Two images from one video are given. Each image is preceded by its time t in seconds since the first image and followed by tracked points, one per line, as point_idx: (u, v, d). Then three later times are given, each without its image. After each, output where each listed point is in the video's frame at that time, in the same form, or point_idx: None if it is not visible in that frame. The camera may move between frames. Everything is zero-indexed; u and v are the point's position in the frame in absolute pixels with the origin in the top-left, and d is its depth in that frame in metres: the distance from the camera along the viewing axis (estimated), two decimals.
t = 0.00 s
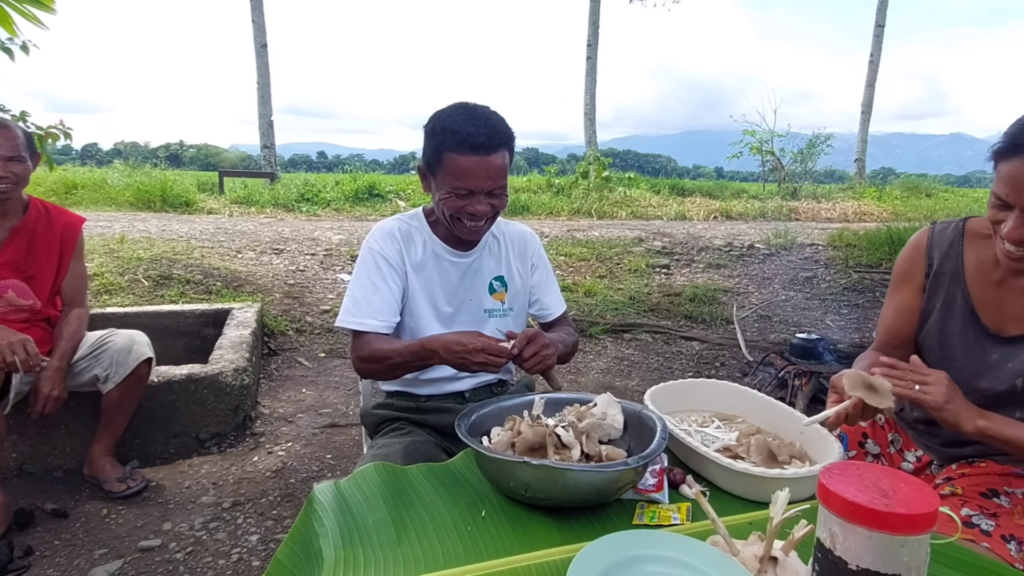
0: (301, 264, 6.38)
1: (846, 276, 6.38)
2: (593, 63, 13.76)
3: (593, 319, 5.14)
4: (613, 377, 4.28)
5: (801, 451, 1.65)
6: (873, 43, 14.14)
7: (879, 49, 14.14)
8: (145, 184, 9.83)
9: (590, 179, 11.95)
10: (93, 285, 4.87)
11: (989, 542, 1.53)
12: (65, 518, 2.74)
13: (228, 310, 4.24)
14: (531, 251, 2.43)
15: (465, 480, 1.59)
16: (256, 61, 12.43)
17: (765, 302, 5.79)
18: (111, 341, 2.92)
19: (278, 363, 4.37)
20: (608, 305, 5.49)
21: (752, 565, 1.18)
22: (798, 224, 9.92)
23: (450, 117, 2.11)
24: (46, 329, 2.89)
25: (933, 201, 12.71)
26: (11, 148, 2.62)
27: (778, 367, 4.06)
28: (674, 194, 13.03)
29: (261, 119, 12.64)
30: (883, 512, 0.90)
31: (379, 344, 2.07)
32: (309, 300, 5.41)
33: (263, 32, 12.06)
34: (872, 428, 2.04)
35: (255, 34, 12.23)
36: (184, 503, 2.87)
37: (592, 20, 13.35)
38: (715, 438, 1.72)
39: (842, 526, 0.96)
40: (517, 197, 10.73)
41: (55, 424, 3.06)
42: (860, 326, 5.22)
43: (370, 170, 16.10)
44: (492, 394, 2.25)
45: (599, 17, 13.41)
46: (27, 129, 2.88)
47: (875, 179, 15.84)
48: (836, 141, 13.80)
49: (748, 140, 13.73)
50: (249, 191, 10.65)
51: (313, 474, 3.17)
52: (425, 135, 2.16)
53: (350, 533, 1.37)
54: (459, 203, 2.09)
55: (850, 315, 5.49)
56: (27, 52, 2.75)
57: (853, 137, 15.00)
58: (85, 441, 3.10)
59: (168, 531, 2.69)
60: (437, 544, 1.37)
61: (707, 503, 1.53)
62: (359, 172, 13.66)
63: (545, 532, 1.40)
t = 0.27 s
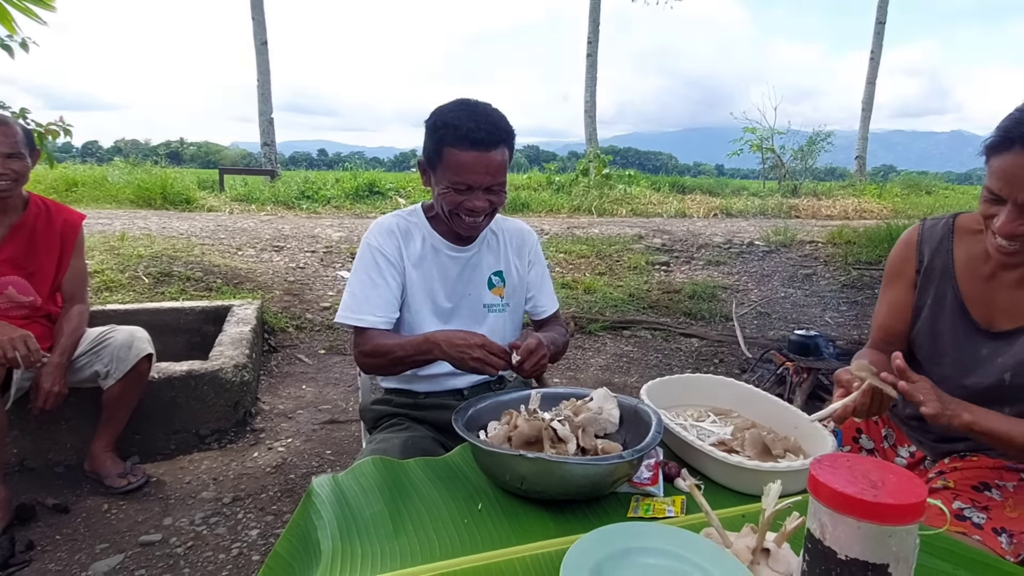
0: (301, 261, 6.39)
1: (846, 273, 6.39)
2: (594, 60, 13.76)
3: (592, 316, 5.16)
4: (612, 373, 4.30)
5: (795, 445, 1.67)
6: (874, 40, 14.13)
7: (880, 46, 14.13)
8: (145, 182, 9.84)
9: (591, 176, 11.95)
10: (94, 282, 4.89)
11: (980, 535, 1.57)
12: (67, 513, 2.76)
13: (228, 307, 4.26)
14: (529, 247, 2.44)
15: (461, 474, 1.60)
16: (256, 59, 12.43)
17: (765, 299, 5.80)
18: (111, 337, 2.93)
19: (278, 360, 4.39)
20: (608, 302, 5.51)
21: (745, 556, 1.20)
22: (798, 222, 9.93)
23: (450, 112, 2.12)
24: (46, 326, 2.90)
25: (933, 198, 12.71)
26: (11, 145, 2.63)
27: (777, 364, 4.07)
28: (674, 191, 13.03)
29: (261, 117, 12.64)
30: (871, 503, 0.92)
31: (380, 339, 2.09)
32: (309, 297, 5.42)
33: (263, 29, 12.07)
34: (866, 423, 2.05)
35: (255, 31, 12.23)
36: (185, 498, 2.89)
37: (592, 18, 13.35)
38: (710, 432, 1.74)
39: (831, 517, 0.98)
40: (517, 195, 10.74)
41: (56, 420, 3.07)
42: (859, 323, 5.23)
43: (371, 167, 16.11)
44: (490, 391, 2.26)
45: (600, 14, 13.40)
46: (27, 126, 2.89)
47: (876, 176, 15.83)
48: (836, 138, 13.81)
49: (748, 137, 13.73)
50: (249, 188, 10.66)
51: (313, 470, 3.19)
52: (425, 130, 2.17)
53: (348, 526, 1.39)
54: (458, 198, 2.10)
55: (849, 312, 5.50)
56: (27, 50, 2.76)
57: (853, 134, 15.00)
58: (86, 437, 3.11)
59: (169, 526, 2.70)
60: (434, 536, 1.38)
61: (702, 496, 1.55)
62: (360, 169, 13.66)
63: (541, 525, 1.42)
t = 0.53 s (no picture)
0: (304, 261, 6.42)
1: (848, 273, 6.39)
2: (596, 60, 13.77)
3: (594, 315, 5.18)
4: (614, 373, 4.32)
5: (795, 442, 1.69)
6: (877, 40, 14.13)
7: (882, 45, 14.12)
8: (149, 182, 9.88)
9: (593, 176, 11.97)
10: (100, 282, 4.92)
11: (979, 531, 1.59)
12: (74, 510, 2.79)
13: (232, 306, 4.28)
14: (532, 247, 2.46)
15: (465, 471, 1.62)
16: (259, 59, 12.47)
17: (767, 299, 5.82)
18: (117, 337, 2.96)
19: (282, 359, 4.41)
20: (610, 301, 5.52)
21: (744, 551, 1.22)
22: (800, 221, 9.93)
23: (453, 114, 2.14)
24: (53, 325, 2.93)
25: (936, 197, 12.70)
26: (19, 146, 2.66)
27: (779, 363, 4.09)
28: (677, 191, 13.04)
29: (265, 117, 12.68)
30: (868, 497, 0.93)
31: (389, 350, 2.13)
32: (313, 296, 5.45)
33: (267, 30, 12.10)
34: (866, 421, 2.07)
35: (258, 32, 12.27)
36: (190, 496, 2.92)
37: (595, 17, 13.36)
38: (711, 429, 1.75)
39: (829, 511, 1.00)
40: (520, 194, 10.76)
41: (63, 419, 3.10)
42: (861, 322, 5.24)
43: (373, 167, 16.14)
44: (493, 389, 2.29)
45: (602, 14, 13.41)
46: (34, 128, 2.92)
47: (879, 176, 15.82)
48: (839, 137, 13.80)
49: (750, 137, 13.73)
50: (252, 188, 10.70)
51: (317, 467, 3.21)
52: (429, 132, 2.20)
53: (353, 521, 1.41)
54: (462, 199, 2.12)
55: (851, 312, 5.51)
56: (34, 52, 2.79)
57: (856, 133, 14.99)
58: (92, 435, 3.14)
59: (175, 523, 2.73)
60: (438, 531, 1.41)
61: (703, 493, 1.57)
62: (362, 169, 13.70)
63: (543, 521, 1.44)
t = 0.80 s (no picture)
0: (309, 260, 6.44)
1: (853, 273, 6.38)
2: (601, 59, 13.76)
3: (598, 314, 5.18)
4: (618, 371, 4.32)
5: (799, 439, 1.69)
6: (883, 39, 14.09)
7: (888, 45, 14.08)
8: (154, 181, 9.92)
9: (597, 175, 11.96)
10: (105, 280, 4.95)
11: (983, 530, 1.61)
12: (80, 506, 2.81)
13: (237, 304, 4.30)
14: (533, 243, 2.47)
15: (468, 467, 1.63)
16: (264, 58, 12.50)
17: (771, 298, 5.81)
18: (123, 334, 2.98)
19: (286, 357, 4.43)
20: (614, 300, 5.53)
21: (747, 546, 1.22)
22: (805, 221, 9.91)
23: (454, 112, 2.15)
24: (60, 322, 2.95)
25: (942, 197, 12.65)
26: (25, 145, 2.68)
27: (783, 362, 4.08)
28: (681, 191, 13.02)
29: (270, 116, 12.72)
30: (870, 492, 0.94)
31: (394, 343, 2.14)
32: (317, 295, 5.46)
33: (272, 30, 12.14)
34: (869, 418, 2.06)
35: (263, 31, 12.30)
36: (195, 492, 2.93)
37: (599, 17, 13.35)
38: (714, 426, 1.76)
39: (831, 506, 1.00)
40: (524, 194, 10.77)
41: (69, 415, 3.12)
42: (866, 322, 5.23)
43: (378, 167, 16.17)
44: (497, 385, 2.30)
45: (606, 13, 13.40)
46: (41, 126, 2.94)
47: (885, 175, 15.77)
48: (844, 137, 13.76)
49: (755, 136, 13.71)
50: (257, 187, 10.73)
51: (321, 464, 3.22)
52: (430, 130, 2.20)
53: (357, 516, 1.42)
54: (464, 196, 2.12)
55: (856, 311, 5.50)
56: (41, 51, 2.80)
57: (862, 133, 14.95)
58: (98, 432, 3.16)
59: (180, 518, 2.75)
60: (441, 526, 1.41)
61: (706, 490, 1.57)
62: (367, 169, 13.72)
63: (546, 516, 1.44)
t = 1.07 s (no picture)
0: (313, 260, 6.46)
1: (857, 273, 6.37)
2: (605, 59, 13.76)
3: (602, 315, 5.18)
4: (621, 372, 4.32)
5: (801, 441, 1.70)
6: (888, 38, 14.05)
7: (893, 44, 14.05)
8: (159, 181, 9.95)
9: (601, 175, 11.96)
10: (111, 280, 4.97)
11: (987, 531, 1.59)
12: (85, 505, 2.82)
13: (242, 304, 4.31)
14: (533, 244, 2.47)
15: (471, 467, 1.63)
16: (269, 59, 12.54)
17: (775, 299, 5.80)
18: (129, 334, 2.99)
19: (290, 357, 4.44)
20: (617, 301, 5.53)
21: (749, 548, 1.23)
22: (810, 221, 9.89)
23: (451, 114, 2.16)
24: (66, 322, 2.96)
25: (948, 197, 12.61)
26: (32, 147, 2.69)
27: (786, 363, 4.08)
28: (685, 191, 13.01)
29: (274, 117, 12.75)
30: (870, 493, 0.94)
31: (395, 345, 2.15)
32: (321, 295, 5.48)
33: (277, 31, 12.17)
34: (873, 420, 2.04)
35: (268, 32, 12.34)
36: (200, 492, 2.94)
37: (603, 17, 13.35)
38: (717, 428, 1.76)
39: (831, 508, 1.00)
40: (528, 194, 10.77)
41: (75, 415, 3.14)
42: (870, 322, 5.22)
43: (382, 167, 16.19)
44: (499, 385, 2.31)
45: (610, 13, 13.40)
46: (47, 128, 2.95)
47: (890, 175, 15.73)
48: (849, 137, 13.72)
49: (759, 136, 13.69)
50: (262, 188, 10.76)
51: (325, 465, 3.23)
52: (427, 133, 2.21)
53: (360, 516, 1.42)
54: (462, 198, 2.13)
55: (860, 312, 5.49)
56: (47, 53, 2.82)
57: (867, 133, 14.90)
58: (103, 431, 3.17)
59: (185, 518, 2.76)
60: (444, 526, 1.42)
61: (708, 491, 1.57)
62: (371, 169, 13.74)
63: (549, 518, 1.45)
